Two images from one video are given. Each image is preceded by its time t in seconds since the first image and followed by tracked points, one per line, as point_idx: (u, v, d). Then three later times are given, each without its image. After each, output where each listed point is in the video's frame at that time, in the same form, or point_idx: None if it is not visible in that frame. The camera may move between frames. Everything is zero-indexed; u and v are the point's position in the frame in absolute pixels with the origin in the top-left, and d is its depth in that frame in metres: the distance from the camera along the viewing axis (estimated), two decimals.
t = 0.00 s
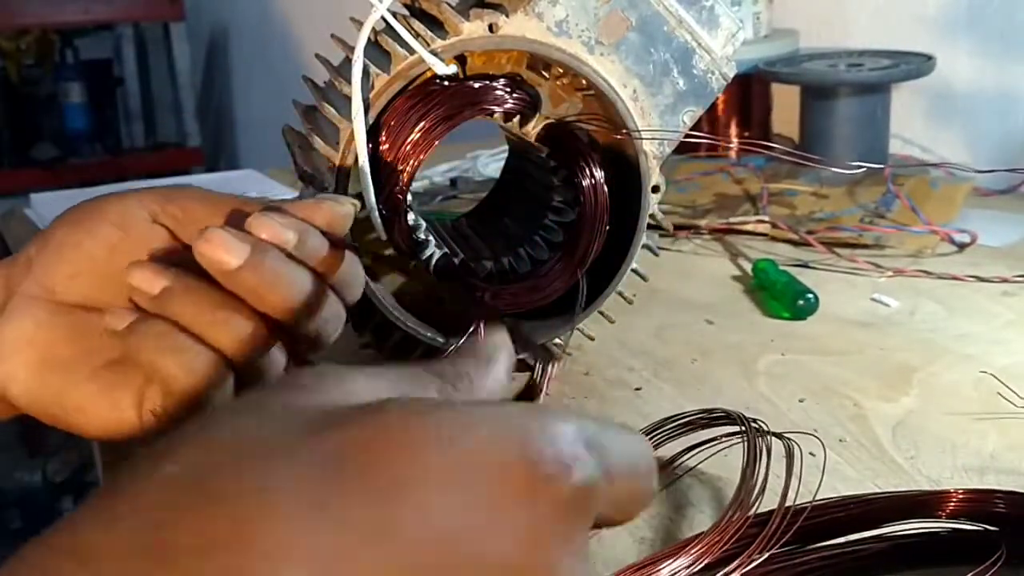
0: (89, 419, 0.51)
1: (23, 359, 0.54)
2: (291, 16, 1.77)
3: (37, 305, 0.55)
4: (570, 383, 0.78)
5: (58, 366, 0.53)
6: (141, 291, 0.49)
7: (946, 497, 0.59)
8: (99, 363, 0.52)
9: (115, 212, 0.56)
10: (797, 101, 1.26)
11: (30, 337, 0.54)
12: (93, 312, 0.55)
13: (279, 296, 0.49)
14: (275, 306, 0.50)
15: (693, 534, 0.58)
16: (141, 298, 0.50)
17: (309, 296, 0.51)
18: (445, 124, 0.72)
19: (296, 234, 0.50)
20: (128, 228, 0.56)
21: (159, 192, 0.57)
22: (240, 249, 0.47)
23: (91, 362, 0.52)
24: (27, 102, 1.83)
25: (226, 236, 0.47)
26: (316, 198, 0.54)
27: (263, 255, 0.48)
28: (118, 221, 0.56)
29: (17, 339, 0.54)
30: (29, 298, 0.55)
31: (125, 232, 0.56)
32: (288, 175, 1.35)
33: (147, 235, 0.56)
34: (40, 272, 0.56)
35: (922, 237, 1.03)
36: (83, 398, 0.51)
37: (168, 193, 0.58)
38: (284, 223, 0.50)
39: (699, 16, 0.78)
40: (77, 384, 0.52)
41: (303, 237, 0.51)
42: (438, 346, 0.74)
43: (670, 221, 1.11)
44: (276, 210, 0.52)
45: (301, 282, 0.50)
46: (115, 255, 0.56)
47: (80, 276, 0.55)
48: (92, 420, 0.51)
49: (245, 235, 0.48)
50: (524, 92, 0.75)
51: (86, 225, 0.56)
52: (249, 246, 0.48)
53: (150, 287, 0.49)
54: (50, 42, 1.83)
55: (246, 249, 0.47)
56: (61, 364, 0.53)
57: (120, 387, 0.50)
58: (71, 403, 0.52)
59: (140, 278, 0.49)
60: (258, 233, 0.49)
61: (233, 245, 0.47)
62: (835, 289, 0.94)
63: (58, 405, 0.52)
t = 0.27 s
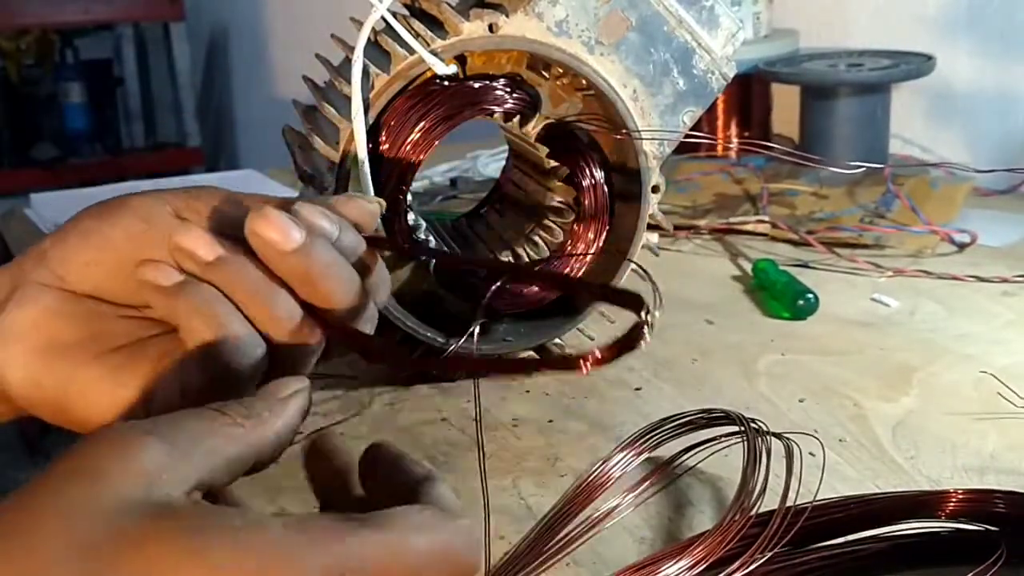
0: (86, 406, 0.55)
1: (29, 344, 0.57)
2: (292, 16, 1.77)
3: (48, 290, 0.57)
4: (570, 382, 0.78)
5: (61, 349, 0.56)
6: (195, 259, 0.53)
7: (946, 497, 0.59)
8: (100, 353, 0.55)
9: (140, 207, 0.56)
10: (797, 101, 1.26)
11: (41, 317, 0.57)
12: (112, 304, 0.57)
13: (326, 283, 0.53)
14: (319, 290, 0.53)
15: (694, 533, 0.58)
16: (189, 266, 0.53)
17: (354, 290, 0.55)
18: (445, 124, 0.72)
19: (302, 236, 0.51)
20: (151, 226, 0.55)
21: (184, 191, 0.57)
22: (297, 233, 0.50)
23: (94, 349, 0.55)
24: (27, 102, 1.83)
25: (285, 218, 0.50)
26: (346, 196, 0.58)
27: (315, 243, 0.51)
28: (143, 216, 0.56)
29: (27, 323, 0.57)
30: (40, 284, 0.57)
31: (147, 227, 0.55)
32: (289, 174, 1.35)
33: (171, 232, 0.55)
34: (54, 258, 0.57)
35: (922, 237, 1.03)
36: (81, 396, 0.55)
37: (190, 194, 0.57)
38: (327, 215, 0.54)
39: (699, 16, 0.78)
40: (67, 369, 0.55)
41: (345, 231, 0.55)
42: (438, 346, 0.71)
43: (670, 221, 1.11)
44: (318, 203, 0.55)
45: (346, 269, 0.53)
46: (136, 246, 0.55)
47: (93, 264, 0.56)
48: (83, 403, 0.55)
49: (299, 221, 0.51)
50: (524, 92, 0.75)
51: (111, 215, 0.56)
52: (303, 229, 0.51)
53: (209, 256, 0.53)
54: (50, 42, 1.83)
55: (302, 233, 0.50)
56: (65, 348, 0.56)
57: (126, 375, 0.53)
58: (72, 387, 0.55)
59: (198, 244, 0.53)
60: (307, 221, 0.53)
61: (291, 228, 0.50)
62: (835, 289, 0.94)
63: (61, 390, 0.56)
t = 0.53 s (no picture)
0: (111, 420, 0.54)
1: (56, 357, 0.58)
2: (292, 16, 1.77)
3: (72, 303, 0.60)
4: (570, 382, 0.78)
5: (91, 363, 0.57)
6: (245, 289, 0.49)
7: (946, 497, 0.59)
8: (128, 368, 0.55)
9: (165, 227, 0.60)
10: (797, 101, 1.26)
11: (67, 329, 0.59)
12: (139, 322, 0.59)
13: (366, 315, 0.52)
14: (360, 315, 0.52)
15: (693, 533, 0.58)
16: (233, 293, 0.49)
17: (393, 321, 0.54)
18: (445, 124, 0.73)
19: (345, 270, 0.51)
20: (176, 243, 0.60)
21: (206, 208, 0.61)
22: (337, 268, 0.50)
23: (124, 365, 0.56)
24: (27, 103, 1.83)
25: (321, 253, 0.50)
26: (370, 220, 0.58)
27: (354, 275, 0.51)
28: (166, 234, 0.60)
29: (51, 338, 0.59)
30: (63, 296, 0.61)
31: (173, 244, 0.60)
32: (288, 175, 1.35)
33: (198, 248, 0.60)
34: (78, 271, 0.61)
35: (923, 237, 1.03)
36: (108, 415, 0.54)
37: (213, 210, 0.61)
38: (358, 244, 0.53)
39: (699, 16, 0.78)
40: (93, 381, 0.55)
41: (374, 257, 0.54)
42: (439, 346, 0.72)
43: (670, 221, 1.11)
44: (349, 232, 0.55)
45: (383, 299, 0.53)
46: (161, 263, 0.60)
47: (124, 281, 0.60)
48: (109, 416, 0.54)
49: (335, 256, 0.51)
50: (524, 92, 0.76)
51: (135, 233, 0.60)
52: (341, 265, 0.51)
53: (255, 282, 0.49)
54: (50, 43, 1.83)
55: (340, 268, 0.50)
56: (96, 363, 0.57)
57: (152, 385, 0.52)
58: (100, 402, 0.54)
59: (243, 270, 0.49)
60: (339, 252, 0.52)
61: (331, 265, 0.50)
62: (834, 289, 0.94)
63: (89, 404, 0.55)
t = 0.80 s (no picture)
0: (112, 427, 0.56)
1: (50, 361, 0.59)
2: (291, 16, 1.76)
3: (64, 303, 0.60)
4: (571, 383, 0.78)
5: (88, 368, 0.58)
6: (241, 289, 0.51)
7: (945, 498, 0.59)
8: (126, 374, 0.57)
9: (158, 223, 0.60)
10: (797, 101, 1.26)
11: (60, 331, 0.59)
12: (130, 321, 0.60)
13: (362, 313, 0.53)
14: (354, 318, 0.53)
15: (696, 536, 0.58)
16: (228, 291, 0.51)
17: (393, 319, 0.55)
18: (445, 124, 0.73)
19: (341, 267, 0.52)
20: (170, 240, 0.60)
21: (200, 203, 0.61)
22: (334, 268, 0.52)
23: (120, 369, 0.57)
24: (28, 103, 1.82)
25: (320, 250, 0.52)
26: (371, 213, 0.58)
27: (351, 274, 0.53)
28: (159, 230, 0.60)
29: (43, 341, 0.59)
30: (54, 297, 0.60)
31: (167, 241, 0.60)
32: (287, 175, 1.35)
33: (192, 244, 0.60)
34: (68, 272, 0.61)
35: (922, 238, 1.03)
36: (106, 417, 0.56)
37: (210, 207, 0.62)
38: (358, 241, 0.55)
39: (699, 16, 0.78)
40: (92, 387, 0.57)
41: (375, 255, 0.56)
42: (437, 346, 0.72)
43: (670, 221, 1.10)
44: (349, 227, 0.56)
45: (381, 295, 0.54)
46: (155, 261, 0.60)
47: (115, 280, 0.60)
48: (110, 422, 0.56)
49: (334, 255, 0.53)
50: (523, 92, 0.76)
51: (127, 232, 0.60)
52: (340, 264, 0.52)
53: (251, 282, 0.51)
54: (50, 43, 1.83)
55: (338, 266, 0.52)
56: (92, 368, 0.58)
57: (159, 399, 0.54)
58: (100, 408, 0.56)
59: (239, 269, 0.51)
60: (340, 248, 0.54)
61: (329, 263, 0.52)
62: (834, 289, 0.94)
63: (87, 411, 0.57)
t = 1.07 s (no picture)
0: (96, 410, 0.56)
1: (40, 346, 0.58)
2: (291, 16, 1.76)
3: (62, 290, 0.59)
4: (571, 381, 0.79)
5: (78, 352, 0.58)
6: (241, 264, 0.51)
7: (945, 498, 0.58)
8: (116, 357, 0.57)
9: (158, 213, 0.60)
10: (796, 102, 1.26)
11: (55, 319, 0.58)
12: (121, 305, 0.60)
13: (356, 296, 0.54)
14: (349, 303, 0.55)
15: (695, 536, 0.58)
16: (229, 266, 0.51)
17: (381, 302, 0.57)
18: (445, 123, 0.73)
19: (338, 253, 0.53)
20: (169, 230, 0.59)
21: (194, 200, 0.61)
22: (334, 252, 0.52)
23: (109, 351, 0.57)
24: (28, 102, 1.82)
25: (321, 233, 0.52)
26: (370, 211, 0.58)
27: (348, 258, 0.53)
28: (160, 220, 0.60)
29: (35, 327, 0.59)
30: (49, 283, 0.59)
31: (166, 231, 0.59)
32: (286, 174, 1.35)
33: (191, 235, 0.60)
34: (65, 259, 0.59)
35: (922, 238, 1.03)
36: (92, 403, 0.56)
37: (209, 201, 0.61)
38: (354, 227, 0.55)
39: (699, 15, 0.78)
40: (81, 371, 0.57)
41: (370, 245, 0.56)
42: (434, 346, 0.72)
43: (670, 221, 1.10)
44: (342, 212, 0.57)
45: (374, 280, 0.55)
46: (151, 254, 0.59)
47: (113, 267, 0.59)
48: (96, 406, 0.56)
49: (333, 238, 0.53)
50: (523, 91, 0.75)
51: (125, 221, 0.60)
52: (338, 249, 0.53)
53: (253, 258, 0.51)
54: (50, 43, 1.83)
55: (337, 250, 0.53)
56: (82, 352, 0.58)
57: (150, 384, 0.55)
58: (87, 391, 0.57)
59: (241, 245, 0.50)
60: (336, 233, 0.54)
61: (329, 246, 0.52)
62: (834, 289, 0.94)
63: (75, 394, 0.57)
